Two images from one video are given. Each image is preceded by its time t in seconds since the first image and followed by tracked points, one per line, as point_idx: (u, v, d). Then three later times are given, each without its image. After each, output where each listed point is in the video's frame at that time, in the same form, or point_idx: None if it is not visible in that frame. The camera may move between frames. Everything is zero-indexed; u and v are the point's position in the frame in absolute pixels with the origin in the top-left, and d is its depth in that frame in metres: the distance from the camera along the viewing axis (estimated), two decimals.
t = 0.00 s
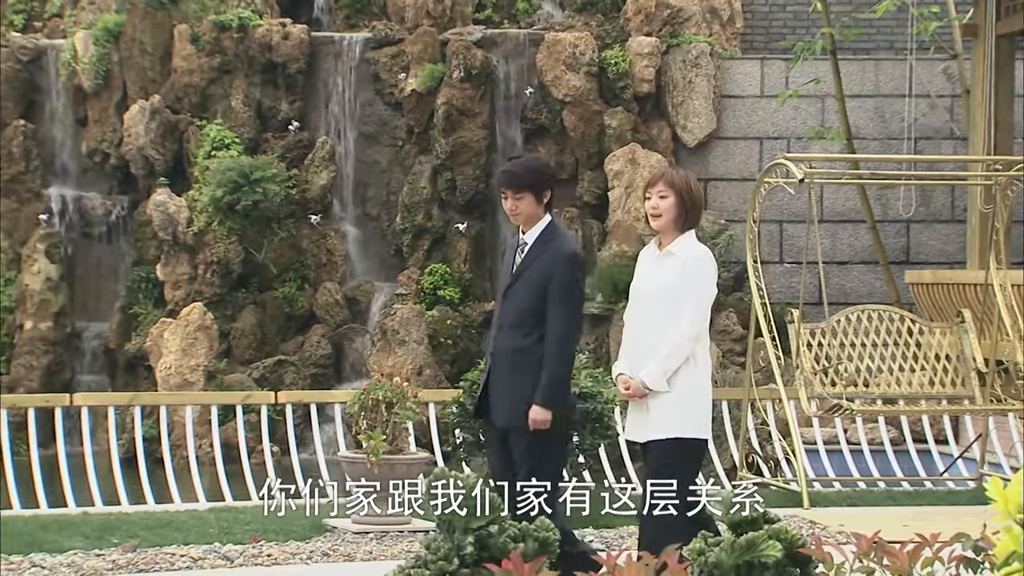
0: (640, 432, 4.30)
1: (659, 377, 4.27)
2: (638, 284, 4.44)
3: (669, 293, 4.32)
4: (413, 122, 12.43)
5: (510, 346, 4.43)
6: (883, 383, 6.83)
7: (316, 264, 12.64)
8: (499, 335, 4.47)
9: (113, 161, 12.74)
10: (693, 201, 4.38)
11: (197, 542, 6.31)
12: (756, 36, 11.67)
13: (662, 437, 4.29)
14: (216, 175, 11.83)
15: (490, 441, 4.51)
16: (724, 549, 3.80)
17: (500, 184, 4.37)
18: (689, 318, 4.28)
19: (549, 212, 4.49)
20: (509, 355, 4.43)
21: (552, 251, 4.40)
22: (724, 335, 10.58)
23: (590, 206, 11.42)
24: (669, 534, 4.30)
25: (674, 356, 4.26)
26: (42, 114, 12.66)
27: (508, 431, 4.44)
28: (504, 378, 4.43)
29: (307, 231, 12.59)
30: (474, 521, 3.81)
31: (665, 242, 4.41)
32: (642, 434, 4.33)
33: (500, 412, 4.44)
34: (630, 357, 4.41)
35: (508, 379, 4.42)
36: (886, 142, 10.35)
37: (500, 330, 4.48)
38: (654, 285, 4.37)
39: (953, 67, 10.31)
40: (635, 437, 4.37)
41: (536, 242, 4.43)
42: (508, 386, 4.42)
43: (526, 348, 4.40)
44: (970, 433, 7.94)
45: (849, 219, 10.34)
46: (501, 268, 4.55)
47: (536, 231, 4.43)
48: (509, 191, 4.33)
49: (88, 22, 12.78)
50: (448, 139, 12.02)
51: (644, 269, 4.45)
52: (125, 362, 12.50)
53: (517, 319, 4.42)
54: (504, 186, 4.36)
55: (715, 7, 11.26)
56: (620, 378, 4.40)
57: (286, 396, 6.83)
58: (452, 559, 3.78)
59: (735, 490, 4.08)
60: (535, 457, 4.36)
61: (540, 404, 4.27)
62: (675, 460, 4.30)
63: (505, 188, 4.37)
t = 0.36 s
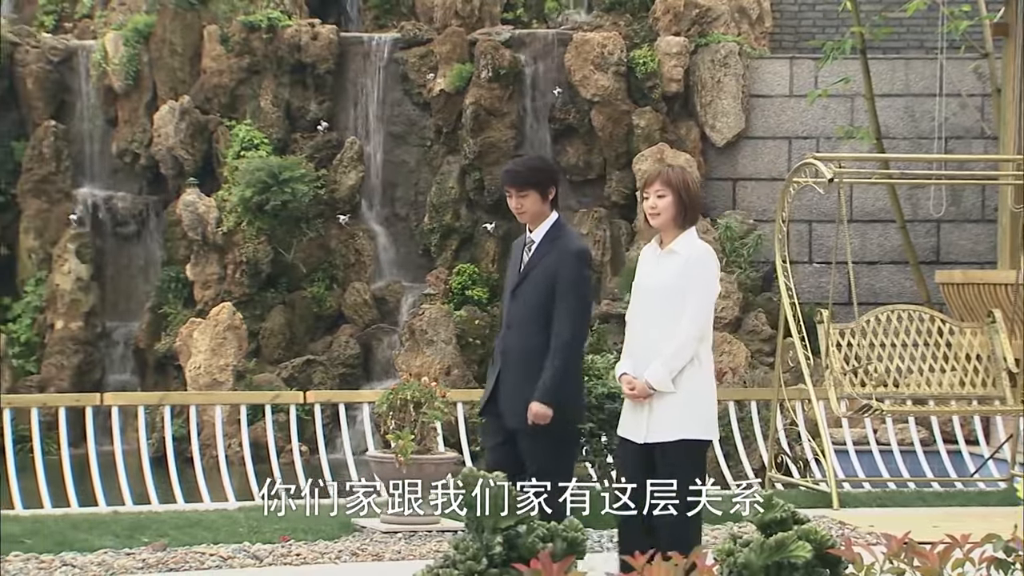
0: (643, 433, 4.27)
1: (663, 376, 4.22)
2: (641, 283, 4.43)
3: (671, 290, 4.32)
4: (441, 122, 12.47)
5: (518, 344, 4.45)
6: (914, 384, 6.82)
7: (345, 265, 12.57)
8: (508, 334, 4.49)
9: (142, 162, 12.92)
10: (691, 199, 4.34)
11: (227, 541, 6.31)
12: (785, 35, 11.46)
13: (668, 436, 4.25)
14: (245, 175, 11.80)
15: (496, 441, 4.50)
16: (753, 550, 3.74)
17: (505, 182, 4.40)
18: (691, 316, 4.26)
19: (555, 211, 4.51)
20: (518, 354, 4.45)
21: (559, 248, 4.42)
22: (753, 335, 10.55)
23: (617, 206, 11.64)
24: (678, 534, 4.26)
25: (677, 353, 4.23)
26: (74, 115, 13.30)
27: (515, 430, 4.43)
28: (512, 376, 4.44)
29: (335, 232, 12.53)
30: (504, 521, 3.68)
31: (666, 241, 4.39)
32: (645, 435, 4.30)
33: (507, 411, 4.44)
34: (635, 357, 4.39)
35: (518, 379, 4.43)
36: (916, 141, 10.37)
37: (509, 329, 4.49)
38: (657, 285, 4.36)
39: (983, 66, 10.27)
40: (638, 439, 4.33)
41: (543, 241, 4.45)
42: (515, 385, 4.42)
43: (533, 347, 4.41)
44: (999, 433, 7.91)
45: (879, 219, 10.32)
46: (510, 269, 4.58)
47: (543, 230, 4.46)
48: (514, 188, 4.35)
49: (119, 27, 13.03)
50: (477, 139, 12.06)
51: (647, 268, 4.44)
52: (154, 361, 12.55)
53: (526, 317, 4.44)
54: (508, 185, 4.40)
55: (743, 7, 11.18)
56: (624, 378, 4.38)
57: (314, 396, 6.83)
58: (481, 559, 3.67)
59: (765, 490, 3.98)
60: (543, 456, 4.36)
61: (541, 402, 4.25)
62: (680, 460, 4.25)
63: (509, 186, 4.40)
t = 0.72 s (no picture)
0: (648, 435, 4.52)
1: (668, 380, 4.45)
2: (641, 284, 4.64)
3: (672, 294, 4.54)
4: (468, 122, 12.73)
5: (516, 347, 4.50)
6: (944, 384, 6.82)
7: (371, 265, 12.77)
8: (504, 337, 4.53)
9: (170, 162, 13.32)
10: (691, 201, 4.56)
11: (255, 540, 6.32)
12: (812, 35, 11.03)
13: (673, 438, 4.51)
14: (273, 175, 11.86)
15: (495, 442, 4.57)
16: (780, 550, 3.58)
17: (498, 186, 4.43)
18: (692, 320, 4.48)
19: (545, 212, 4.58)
20: (516, 356, 4.50)
21: (557, 252, 4.49)
22: (780, 335, 10.57)
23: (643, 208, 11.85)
24: (687, 533, 4.52)
25: (680, 356, 4.45)
26: (101, 114, 13.25)
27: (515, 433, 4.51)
28: (510, 379, 4.49)
29: (362, 232, 12.72)
30: (529, 521, 3.49)
31: (667, 244, 4.61)
32: (650, 438, 4.54)
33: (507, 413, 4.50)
34: (635, 359, 4.62)
35: (518, 381, 4.48)
36: (944, 140, 10.24)
37: (505, 332, 4.54)
38: (657, 288, 4.57)
39: (1012, 65, 10.17)
40: (641, 442, 4.57)
41: (538, 244, 4.53)
42: (515, 388, 4.48)
43: (533, 348, 4.47)
44: None
45: (907, 219, 10.30)
46: (501, 271, 4.63)
47: (538, 233, 4.52)
48: (509, 192, 4.39)
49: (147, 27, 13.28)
50: (503, 139, 12.43)
51: (646, 270, 4.65)
52: (183, 362, 12.86)
53: (525, 320, 4.49)
54: (502, 188, 4.44)
55: (771, 7, 11.06)
56: (624, 380, 4.61)
57: (341, 395, 6.85)
58: (508, 559, 3.45)
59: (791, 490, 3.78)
60: (549, 455, 4.46)
61: (577, 413, 4.39)
62: (686, 462, 4.51)
63: (502, 189, 4.44)
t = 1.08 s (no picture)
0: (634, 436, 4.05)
1: (653, 378, 3.94)
2: (628, 284, 4.17)
3: (660, 294, 4.05)
4: (500, 122, 12.72)
5: (502, 347, 4.16)
6: (978, 385, 6.81)
7: (403, 265, 12.66)
8: (487, 339, 4.20)
9: (204, 162, 13.35)
10: (685, 199, 4.10)
11: (288, 540, 6.27)
12: (846, 34, 11.76)
13: (660, 439, 4.02)
14: (306, 176, 11.94)
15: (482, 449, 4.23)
16: (815, 552, 3.12)
17: (476, 181, 4.13)
18: (680, 318, 3.98)
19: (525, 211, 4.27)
20: (502, 357, 4.15)
21: (539, 247, 4.18)
22: (813, 336, 10.50)
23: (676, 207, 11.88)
24: (686, 534, 4.04)
25: (666, 354, 3.94)
26: (136, 116, 13.91)
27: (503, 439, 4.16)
28: (495, 384, 4.15)
29: (394, 232, 12.62)
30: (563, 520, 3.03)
31: (658, 242, 4.14)
32: (638, 437, 4.06)
33: (495, 420, 4.14)
34: (620, 357, 4.14)
35: (504, 384, 4.13)
36: (978, 140, 10.63)
37: (489, 335, 4.20)
38: (644, 287, 4.10)
39: None
40: (631, 442, 4.09)
41: (520, 241, 4.21)
42: (501, 389, 4.13)
43: (517, 348, 4.13)
44: None
45: (941, 219, 10.55)
46: (482, 273, 4.31)
47: (518, 230, 4.21)
48: (487, 186, 4.09)
49: (182, 29, 13.58)
50: (536, 139, 12.40)
51: (636, 270, 4.18)
52: (216, 362, 12.75)
53: (509, 320, 4.16)
54: (481, 184, 4.13)
55: (805, 7, 11.56)
56: (608, 378, 4.14)
57: (374, 396, 6.86)
58: (541, 559, 3.02)
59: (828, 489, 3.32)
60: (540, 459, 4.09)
61: (543, 401, 4.01)
62: (676, 466, 4.01)
63: (482, 186, 4.13)
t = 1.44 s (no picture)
0: (634, 439, 3.93)
1: (653, 380, 3.86)
2: (624, 285, 4.07)
3: (657, 293, 3.96)
4: (530, 123, 12.78)
5: (501, 349, 4.03)
6: (1013, 386, 6.74)
7: (435, 265, 12.67)
8: (487, 340, 4.07)
9: (235, 163, 13.44)
10: (678, 198, 4.00)
11: (319, 540, 6.27)
12: (879, 34, 11.90)
13: (658, 442, 3.90)
14: (337, 176, 11.97)
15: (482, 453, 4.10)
16: (849, 552, 3.18)
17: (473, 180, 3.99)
18: (678, 318, 3.89)
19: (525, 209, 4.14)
20: (501, 359, 4.03)
21: (540, 246, 4.04)
22: (845, 336, 10.45)
23: (708, 207, 11.81)
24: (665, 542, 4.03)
25: (666, 354, 3.86)
26: (169, 117, 14.00)
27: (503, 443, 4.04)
28: (494, 384, 4.02)
29: (425, 232, 12.69)
30: (594, 521, 3.10)
31: (652, 243, 4.05)
32: (636, 442, 3.95)
33: (495, 421, 4.01)
34: (619, 360, 4.04)
35: (503, 387, 4.00)
36: (1013, 140, 10.66)
37: (488, 337, 4.08)
38: (640, 288, 4.00)
39: None
40: (629, 445, 3.98)
41: (520, 240, 4.08)
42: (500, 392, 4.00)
43: (517, 350, 4.01)
44: None
45: (975, 219, 10.62)
46: (484, 272, 4.17)
47: (519, 228, 4.07)
48: (485, 184, 3.95)
49: (215, 30, 13.70)
50: (567, 140, 12.33)
51: (630, 271, 4.09)
52: (248, 362, 12.80)
53: (509, 321, 4.03)
54: (480, 183, 3.98)
55: (837, 7, 11.58)
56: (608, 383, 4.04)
57: (405, 396, 6.86)
58: (573, 560, 3.07)
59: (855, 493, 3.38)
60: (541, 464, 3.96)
61: (544, 401, 3.87)
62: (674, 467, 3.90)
63: (480, 185, 3.99)
